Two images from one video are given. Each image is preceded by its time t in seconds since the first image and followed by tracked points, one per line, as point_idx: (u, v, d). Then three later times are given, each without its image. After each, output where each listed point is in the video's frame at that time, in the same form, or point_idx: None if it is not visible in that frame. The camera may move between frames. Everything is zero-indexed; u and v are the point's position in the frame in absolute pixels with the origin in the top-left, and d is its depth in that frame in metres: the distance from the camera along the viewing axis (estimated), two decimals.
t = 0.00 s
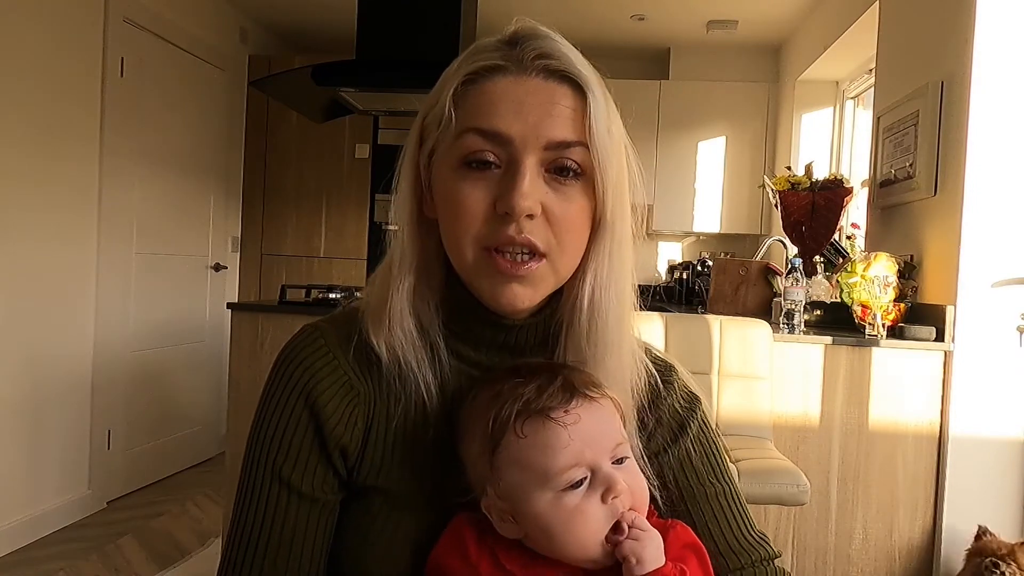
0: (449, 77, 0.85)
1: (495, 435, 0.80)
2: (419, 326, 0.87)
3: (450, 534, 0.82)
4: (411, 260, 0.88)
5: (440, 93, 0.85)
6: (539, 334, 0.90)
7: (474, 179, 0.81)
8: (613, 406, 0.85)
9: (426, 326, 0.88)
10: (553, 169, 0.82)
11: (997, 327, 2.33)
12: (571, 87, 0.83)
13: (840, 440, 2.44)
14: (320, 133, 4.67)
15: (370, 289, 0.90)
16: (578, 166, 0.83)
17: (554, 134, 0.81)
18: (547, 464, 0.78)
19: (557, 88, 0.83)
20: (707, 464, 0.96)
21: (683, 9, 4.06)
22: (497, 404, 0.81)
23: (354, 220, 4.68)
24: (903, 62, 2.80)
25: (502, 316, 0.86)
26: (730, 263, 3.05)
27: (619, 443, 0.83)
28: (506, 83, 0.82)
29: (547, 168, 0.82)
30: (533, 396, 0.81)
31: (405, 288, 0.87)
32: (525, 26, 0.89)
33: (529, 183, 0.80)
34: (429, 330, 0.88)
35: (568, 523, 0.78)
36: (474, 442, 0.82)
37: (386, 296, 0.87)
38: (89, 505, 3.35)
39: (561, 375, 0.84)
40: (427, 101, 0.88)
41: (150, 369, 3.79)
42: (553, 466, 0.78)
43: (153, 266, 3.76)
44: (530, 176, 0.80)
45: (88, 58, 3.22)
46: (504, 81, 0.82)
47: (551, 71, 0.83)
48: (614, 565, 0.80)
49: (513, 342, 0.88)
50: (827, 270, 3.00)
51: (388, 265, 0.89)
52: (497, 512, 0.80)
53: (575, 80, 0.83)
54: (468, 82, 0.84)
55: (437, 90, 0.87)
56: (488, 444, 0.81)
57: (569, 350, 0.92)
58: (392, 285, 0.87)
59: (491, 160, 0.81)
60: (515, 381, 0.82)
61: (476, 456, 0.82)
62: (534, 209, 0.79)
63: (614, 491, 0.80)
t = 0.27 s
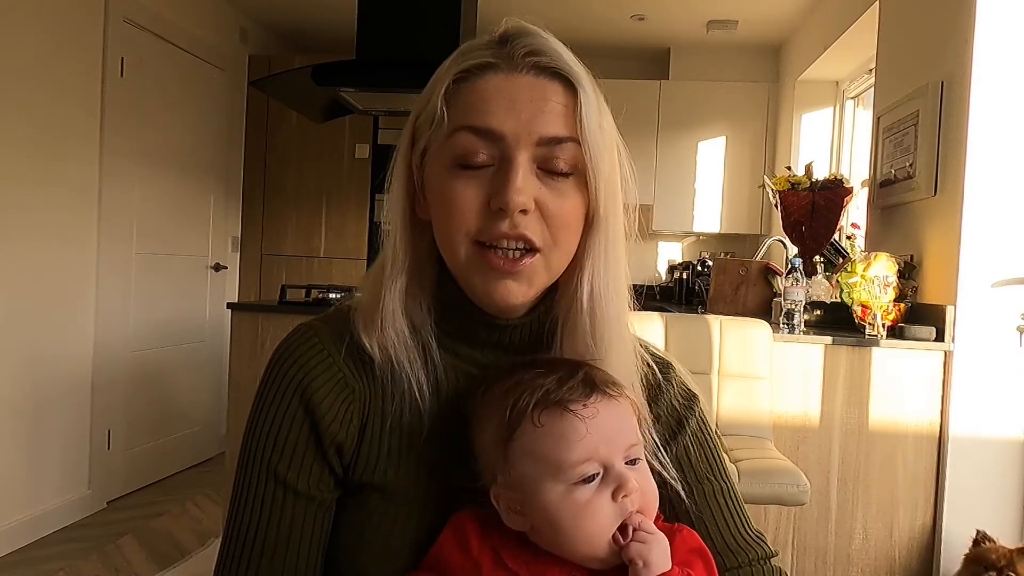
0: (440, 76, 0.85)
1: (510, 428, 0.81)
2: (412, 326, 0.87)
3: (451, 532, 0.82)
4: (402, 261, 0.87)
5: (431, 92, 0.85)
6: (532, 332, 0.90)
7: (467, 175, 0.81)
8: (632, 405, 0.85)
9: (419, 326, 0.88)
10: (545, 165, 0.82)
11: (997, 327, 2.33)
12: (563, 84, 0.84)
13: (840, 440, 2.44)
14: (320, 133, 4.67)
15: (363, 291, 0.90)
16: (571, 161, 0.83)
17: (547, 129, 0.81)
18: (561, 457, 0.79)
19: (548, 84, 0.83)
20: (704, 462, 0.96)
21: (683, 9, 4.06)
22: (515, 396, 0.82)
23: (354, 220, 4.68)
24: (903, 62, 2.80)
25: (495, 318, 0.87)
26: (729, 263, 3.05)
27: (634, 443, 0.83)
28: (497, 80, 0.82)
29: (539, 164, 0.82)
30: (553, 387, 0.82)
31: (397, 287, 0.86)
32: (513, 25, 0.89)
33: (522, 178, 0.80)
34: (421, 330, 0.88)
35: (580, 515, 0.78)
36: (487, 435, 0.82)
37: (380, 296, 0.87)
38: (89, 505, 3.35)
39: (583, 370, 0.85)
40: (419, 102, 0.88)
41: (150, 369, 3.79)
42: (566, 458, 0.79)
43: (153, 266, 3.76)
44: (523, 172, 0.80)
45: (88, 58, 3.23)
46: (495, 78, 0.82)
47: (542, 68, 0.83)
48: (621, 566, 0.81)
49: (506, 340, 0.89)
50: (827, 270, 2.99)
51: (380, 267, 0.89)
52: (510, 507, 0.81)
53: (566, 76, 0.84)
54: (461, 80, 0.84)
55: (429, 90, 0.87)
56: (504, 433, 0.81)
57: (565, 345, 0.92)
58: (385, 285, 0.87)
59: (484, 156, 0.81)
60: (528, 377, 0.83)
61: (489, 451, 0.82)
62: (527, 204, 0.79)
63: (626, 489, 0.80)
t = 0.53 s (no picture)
0: (440, 71, 0.85)
1: (513, 419, 0.81)
2: (412, 326, 0.87)
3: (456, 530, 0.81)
4: (404, 259, 0.87)
5: (432, 89, 0.85)
6: (532, 331, 0.90)
7: (474, 161, 0.80)
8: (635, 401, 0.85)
9: (418, 326, 0.87)
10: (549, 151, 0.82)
11: (997, 327, 2.33)
12: (561, 72, 0.84)
13: (840, 440, 2.44)
14: (320, 133, 4.67)
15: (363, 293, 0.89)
16: (573, 143, 0.83)
17: (549, 113, 0.82)
18: (566, 447, 0.79)
19: (547, 72, 0.83)
20: (703, 464, 0.96)
21: (683, 9, 4.06)
22: (519, 388, 0.82)
23: (354, 220, 4.67)
24: (903, 62, 2.80)
25: (497, 311, 0.87)
26: (729, 263, 3.05)
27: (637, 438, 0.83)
28: (499, 69, 0.83)
29: (542, 149, 0.82)
30: (557, 380, 0.82)
31: (399, 287, 0.86)
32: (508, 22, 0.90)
33: (528, 161, 0.80)
34: (420, 331, 0.87)
35: (583, 507, 0.78)
36: (492, 427, 0.82)
37: (381, 297, 0.87)
38: (89, 505, 3.35)
39: (586, 364, 0.86)
40: (418, 101, 0.88)
41: (150, 369, 3.79)
42: (571, 448, 0.79)
43: (153, 266, 3.76)
44: (528, 155, 0.80)
45: (88, 58, 3.23)
46: (495, 68, 0.83)
47: (540, 57, 0.84)
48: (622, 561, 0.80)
49: (506, 339, 0.89)
50: (827, 270, 2.99)
51: (380, 269, 0.89)
52: (514, 501, 0.80)
53: (563, 64, 0.84)
54: (461, 74, 0.84)
55: (429, 86, 0.86)
56: (507, 425, 0.81)
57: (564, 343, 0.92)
58: (386, 287, 0.87)
59: (489, 141, 0.81)
60: (533, 371, 0.83)
61: (492, 444, 0.82)
62: (534, 185, 0.79)
63: (629, 481, 0.80)
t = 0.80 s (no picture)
0: (449, 68, 0.85)
1: (515, 418, 0.81)
2: (415, 324, 0.87)
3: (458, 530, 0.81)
4: (407, 256, 0.87)
5: (440, 86, 0.85)
6: (537, 329, 0.90)
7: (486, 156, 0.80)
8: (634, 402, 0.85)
9: (421, 324, 0.87)
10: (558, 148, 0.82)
11: (997, 327, 2.33)
12: (569, 72, 0.85)
13: (840, 440, 2.44)
14: (320, 133, 4.67)
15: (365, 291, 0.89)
16: (581, 141, 0.84)
17: (558, 110, 0.82)
18: (567, 445, 0.79)
19: (556, 71, 0.84)
20: (702, 465, 0.96)
21: (683, 9, 4.06)
22: (520, 389, 0.82)
23: (354, 220, 4.67)
24: (903, 62, 2.80)
25: (500, 308, 0.87)
26: (729, 263, 3.05)
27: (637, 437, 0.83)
28: (509, 67, 0.83)
29: (551, 146, 0.82)
30: (558, 381, 0.82)
31: (403, 285, 0.86)
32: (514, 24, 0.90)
33: (540, 157, 0.80)
34: (424, 329, 0.87)
35: (584, 507, 0.78)
36: (494, 426, 0.82)
37: (384, 295, 0.86)
38: (89, 505, 3.35)
39: (586, 364, 0.86)
40: (424, 98, 0.87)
41: (150, 369, 3.79)
42: (572, 448, 0.79)
43: (153, 266, 3.76)
44: (539, 151, 0.80)
45: (88, 58, 3.23)
46: (505, 66, 0.83)
47: (548, 56, 0.84)
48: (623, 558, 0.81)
49: (509, 338, 0.89)
50: (827, 270, 3.00)
51: (381, 266, 0.88)
52: (516, 501, 0.81)
53: (571, 65, 0.85)
54: (470, 71, 0.84)
55: (436, 84, 0.86)
56: (509, 425, 0.81)
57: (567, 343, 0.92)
58: (390, 284, 0.87)
59: (500, 138, 0.81)
60: (535, 371, 0.84)
61: (495, 443, 0.82)
62: (546, 180, 0.79)
63: (629, 480, 0.80)
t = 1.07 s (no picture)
0: (458, 57, 0.84)
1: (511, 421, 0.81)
2: (416, 319, 0.86)
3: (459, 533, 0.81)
4: (409, 247, 0.87)
5: (448, 74, 0.84)
6: (541, 323, 0.90)
7: (491, 151, 0.80)
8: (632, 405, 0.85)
9: (422, 319, 0.87)
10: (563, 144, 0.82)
11: (997, 327, 2.33)
12: (579, 67, 0.84)
13: (840, 440, 2.44)
14: (320, 133, 4.67)
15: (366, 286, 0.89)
16: (587, 140, 0.84)
17: (565, 109, 0.82)
18: (560, 450, 0.79)
19: (565, 66, 0.84)
20: (705, 466, 0.95)
21: (683, 9, 4.06)
22: (516, 393, 0.82)
23: (354, 220, 4.67)
24: (903, 62, 2.80)
25: (499, 302, 0.87)
26: (729, 263, 3.05)
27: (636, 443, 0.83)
28: (518, 60, 0.83)
29: (557, 143, 0.82)
30: (553, 384, 0.83)
31: (405, 279, 0.86)
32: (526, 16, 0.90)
33: (544, 154, 0.80)
34: (425, 327, 0.87)
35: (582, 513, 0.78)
36: (489, 432, 0.83)
37: (385, 289, 0.86)
38: (89, 505, 3.35)
39: (583, 369, 0.86)
40: (432, 86, 0.87)
41: (150, 369, 3.79)
42: (568, 453, 0.79)
43: (153, 266, 3.76)
44: (546, 148, 0.80)
45: (88, 58, 3.22)
46: (515, 57, 0.83)
47: (559, 50, 0.84)
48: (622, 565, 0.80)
49: (510, 335, 0.88)
50: (827, 270, 3.00)
51: (383, 256, 0.88)
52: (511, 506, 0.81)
53: (582, 61, 0.84)
54: (479, 61, 0.83)
55: (444, 72, 0.86)
56: (506, 430, 0.82)
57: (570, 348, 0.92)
58: (390, 275, 0.87)
59: (505, 133, 0.81)
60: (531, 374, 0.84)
61: (489, 448, 0.83)
62: (549, 177, 0.79)
63: (627, 486, 0.79)
